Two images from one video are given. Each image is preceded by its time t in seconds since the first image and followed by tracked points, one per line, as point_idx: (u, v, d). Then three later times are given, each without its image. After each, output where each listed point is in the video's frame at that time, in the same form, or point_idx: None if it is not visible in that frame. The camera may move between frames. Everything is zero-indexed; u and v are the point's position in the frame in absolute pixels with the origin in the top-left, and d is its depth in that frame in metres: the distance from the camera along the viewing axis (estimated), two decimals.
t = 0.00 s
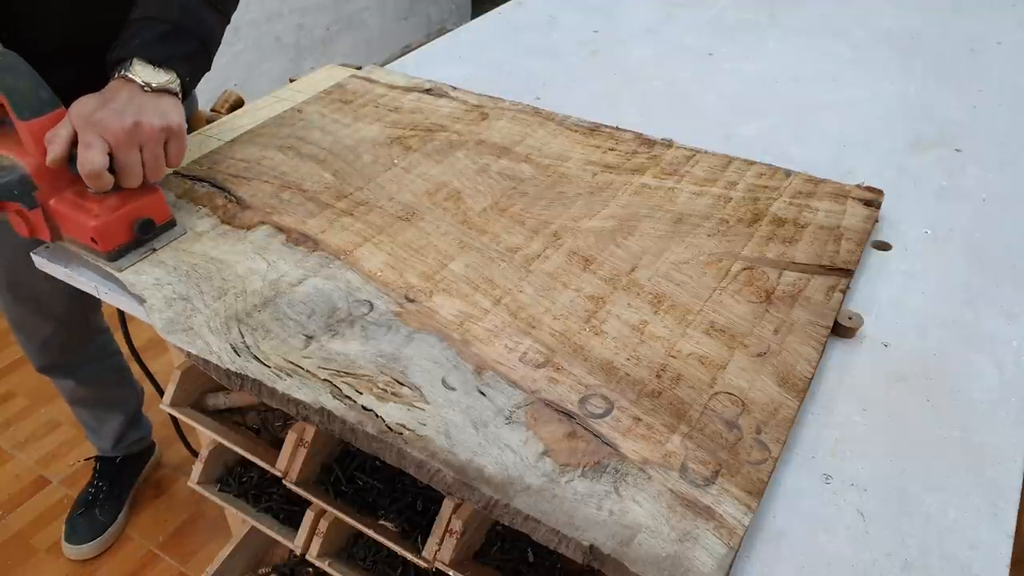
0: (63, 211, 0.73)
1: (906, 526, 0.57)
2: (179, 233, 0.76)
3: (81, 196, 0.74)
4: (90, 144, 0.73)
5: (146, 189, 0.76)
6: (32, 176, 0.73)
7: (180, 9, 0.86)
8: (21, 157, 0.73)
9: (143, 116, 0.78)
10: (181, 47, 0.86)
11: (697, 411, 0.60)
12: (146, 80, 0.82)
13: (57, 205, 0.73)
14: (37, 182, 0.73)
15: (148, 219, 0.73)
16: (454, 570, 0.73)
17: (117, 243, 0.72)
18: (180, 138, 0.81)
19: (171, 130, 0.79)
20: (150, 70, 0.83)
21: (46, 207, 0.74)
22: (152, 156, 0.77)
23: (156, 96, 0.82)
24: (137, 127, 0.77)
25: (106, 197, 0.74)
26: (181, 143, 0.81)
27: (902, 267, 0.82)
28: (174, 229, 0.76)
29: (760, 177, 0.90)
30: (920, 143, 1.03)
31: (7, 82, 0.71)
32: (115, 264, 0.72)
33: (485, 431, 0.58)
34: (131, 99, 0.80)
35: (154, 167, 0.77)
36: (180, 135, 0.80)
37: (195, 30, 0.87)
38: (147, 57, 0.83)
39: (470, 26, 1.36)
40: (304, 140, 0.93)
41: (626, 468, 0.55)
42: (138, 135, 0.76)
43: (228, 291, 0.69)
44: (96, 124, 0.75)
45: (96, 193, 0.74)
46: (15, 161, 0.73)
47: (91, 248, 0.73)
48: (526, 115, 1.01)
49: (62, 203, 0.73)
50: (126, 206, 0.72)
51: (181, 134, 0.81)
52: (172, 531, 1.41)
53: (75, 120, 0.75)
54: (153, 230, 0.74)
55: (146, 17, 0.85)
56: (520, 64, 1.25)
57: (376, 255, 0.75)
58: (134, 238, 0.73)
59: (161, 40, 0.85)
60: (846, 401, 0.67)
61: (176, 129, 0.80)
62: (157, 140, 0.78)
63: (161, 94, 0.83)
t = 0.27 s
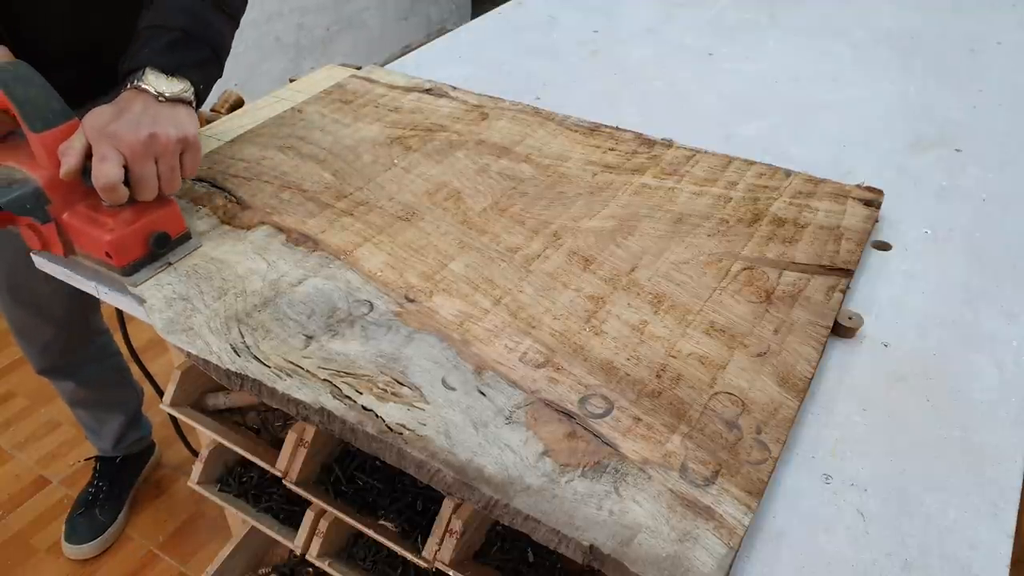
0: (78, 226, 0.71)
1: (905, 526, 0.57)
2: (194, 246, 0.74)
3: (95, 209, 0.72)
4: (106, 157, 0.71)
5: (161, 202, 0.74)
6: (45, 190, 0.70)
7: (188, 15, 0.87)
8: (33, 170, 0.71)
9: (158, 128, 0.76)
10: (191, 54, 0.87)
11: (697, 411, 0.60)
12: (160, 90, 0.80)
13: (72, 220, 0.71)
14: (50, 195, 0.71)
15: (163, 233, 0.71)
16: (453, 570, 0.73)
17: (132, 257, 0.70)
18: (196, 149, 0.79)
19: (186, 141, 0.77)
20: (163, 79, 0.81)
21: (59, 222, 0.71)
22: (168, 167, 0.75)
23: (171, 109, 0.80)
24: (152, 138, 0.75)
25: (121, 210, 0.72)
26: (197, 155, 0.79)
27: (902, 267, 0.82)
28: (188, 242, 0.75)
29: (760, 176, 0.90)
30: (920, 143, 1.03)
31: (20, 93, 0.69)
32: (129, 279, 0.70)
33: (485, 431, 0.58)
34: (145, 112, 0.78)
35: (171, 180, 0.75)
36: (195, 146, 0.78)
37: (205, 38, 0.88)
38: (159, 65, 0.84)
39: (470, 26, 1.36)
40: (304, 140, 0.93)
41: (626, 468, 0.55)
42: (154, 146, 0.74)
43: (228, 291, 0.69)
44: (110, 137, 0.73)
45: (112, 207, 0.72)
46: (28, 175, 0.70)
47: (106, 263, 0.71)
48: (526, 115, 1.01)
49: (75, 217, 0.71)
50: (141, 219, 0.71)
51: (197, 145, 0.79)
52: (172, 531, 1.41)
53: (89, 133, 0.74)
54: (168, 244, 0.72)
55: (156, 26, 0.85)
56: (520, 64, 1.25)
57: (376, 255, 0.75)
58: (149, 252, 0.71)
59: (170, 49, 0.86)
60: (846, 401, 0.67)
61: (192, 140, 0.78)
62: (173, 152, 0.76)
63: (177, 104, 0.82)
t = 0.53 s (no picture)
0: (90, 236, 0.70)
1: (906, 526, 0.57)
2: (206, 256, 0.73)
3: (106, 219, 0.71)
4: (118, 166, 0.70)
5: (173, 212, 0.73)
6: (56, 199, 0.69)
7: (199, 21, 0.83)
8: (44, 178, 0.70)
9: (171, 135, 0.75)
10: (204, 60, 0.83)
11: (697, 411, 0.60)
12: (170, 98, 0.79)
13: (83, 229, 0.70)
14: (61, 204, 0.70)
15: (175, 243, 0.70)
16: (453, 570, 0.73)
17: (143, 267, 0.69)
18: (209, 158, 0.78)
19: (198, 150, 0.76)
20: (175, 87, 0.80)
21: (70, 231, 0.71)
22: (180, 177, 0.74)
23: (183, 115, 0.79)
24: (166, 147, 0.74)
25: (132, 220, 0.71)
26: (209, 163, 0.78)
27: (902, 267, 0.82)
28: (200, 251, 0.74)
29: (760, 177, 0.90)
30: (920, 143, 1.03)
31: (30, 101, 0.68)
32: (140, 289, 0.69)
33: (485, 431, 0.58)
34: (158, 119, 0.77)
35: (183, 190, 0.74)
36: (208, 155, 0.77)
37: (216, 43, 0.84)
38: (171, 73, 0.80)
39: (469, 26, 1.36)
40: (304, 140, 0.93)
41: (626, 468, 0.55)
42: (167, 155, 0.73)
43: (228, 291, 0.69)
44: (123, 143, 0.73)
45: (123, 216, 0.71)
46: (38, 184, 0.69)
47: (116, 272, 0.70)
48: (526, 115, 1.01)
49: (86, 227, 0.70)
50: (152, 229, 0.70)
51: (209, 154, 0.78)
52: (172, 531, 1.41)
53: (101, 139, 0.73)
54: (180, 253, 0.72)
55: (166, 34, 0.82)
56: (520, 64, 1.25)
57: (376, 255, 0.75)
58: (160, 262, 0.70)
59: (183, 56, 0.82)
60: (846, 401, 0.67)
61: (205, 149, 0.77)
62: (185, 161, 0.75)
63: (188, 112, 0.80)
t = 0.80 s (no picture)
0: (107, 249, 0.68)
1: (906, 526, 0.57)
2: (225, 268, 0.72)
3: (124, 231, 0.69)
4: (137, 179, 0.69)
5: (191, 223, 0.71)
6: (72, 211, 0.67)
7: (215, 27, 0.83)
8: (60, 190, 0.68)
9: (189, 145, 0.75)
10: (222, 66, 0.83)
11: (697, 411, 0.60)
12: (187, 106, 0.79)
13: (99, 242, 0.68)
14: (77, 217, 0.68)
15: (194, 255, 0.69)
16: (454, 570, 0.73)
17: (160, 281, 0.68)
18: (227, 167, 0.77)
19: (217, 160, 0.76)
20: (191, 94, 0.80)
21: (86, 244, 0.69)
22: (199, 187, 0.73)
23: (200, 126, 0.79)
24: (185, 156, 0.74)
25: (150, 232, 0.69)
26: (227, 173, 0.78)
27: (902, 267, 0.82)
28: (219, 264, 0.72)
29: (760, 177, 0.90)
30: (920, 143, 1.03)
31: (47, 111, 0.68)
32: (158, 303, 0.67)
33: (485, 431, 0.58)
34: (175, 129, 0.77)
35: (202, 200, 0.73)
36: (226, 165, 0.77)
37: (232, 50, 0.84)
38: (189, 80, 0.80)
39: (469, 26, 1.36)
40: (304, 140, 0.93)
41: (626, 468, 0.55)
42: (186, 165, 0.73)
43: (228, 291, 0.69)
44: (142, 155, 0.72)
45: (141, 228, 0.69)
46: (54, 196, 0.67)
47: (133, 286, 0.68)
48: (526, 115, 1.01)
49: (103, 239, 0.69)
50: (171, 242, 0.68)
51: (227, 164, 0.78)
52: (172, 532, 1.41)
53: (120, 151, 0.72)
54: (198, 267, 0.70)
55: (183, 40, 0.82)
56: (520, 64, 1.25)
57: (376, 255, 0.75)
58: (178, 276, 0.69)
59: (201, 61, 0.81)
60: (846, 401, 0.67)
61: (224, 159, 0.76)
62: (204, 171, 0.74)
63: (205, 120, 0.80)
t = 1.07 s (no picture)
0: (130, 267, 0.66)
1: (906, 526, 0.57)
2: (249, 286, 0.70)
3: (147, 248, 0.67)
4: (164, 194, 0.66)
5: (216, 240, 0.69)
6: (94, 227, 0.66)
7: (234, 33, 0.80)
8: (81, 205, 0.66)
9: (215, 157, 0.73)
10: (246, 74, 0.81)
11: (697, 411, 0.60)
12: (212, 115, 0.77)
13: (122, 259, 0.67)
14: (99, 233, 0.66)
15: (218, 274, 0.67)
16: (453, 570, 0.73)
17: (183, 300, 0.66)
18: (253, 180, 0.75)
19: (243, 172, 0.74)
20: (216, 103, 0.77)
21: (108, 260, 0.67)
22: (225, 202, 0.71)
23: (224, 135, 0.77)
24: (211, 169, 0.71)
25: (173, 249, 0.68)
26: (252, 186, 0.76)
27: (902, 267, 0.82)
28: (243, 281, 0.70)
29: (760, 177, 0.90)
30: (920, 143, 1.03)
31: (71, 124, 0.63)
32: (180, 323, 0.66)
33: (485, 431, 0.58)
34: (199, 139, 0.75)
35: (227, 215, 0.71)
36: (251, 178, 0.75)
37: (254, 59, 0.82)
38: (213, 89, 0.78)
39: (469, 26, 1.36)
40: (304, 140, 0.93)
41: (626, 468, 0.55)
42: (212, 178, 0.71)
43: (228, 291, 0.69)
44: (168, 168, 0.70)
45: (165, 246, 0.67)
46: (76, 211, 0.65)
47: (154, 304, 0.67)
48: (526, 115, 1.02)
49: (125, 256, 0.67)
50: (195, 259, 0.67)
51: (252, 176, 0.76)
52: (172, 532, 1.41)
53: (144, 164, 0.69)
54: (221, 285, 0.68)
55: (205, 49, 0.79)
56: (520, 64, 1.25)
57: (376, 255, 0.75)
58: (200, 294, 0.67)
59: (224, 70, 0.79)
60: (846, 401, 0.67)
61: (250, 171, 0.75)
62: (230, 184, 0.72)
63: (230, 130, 0.78)
